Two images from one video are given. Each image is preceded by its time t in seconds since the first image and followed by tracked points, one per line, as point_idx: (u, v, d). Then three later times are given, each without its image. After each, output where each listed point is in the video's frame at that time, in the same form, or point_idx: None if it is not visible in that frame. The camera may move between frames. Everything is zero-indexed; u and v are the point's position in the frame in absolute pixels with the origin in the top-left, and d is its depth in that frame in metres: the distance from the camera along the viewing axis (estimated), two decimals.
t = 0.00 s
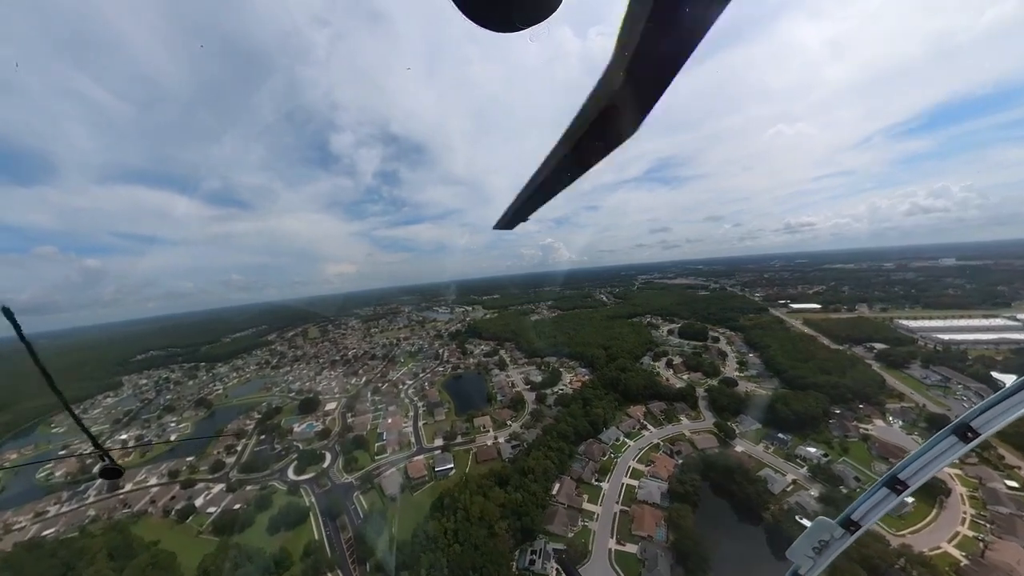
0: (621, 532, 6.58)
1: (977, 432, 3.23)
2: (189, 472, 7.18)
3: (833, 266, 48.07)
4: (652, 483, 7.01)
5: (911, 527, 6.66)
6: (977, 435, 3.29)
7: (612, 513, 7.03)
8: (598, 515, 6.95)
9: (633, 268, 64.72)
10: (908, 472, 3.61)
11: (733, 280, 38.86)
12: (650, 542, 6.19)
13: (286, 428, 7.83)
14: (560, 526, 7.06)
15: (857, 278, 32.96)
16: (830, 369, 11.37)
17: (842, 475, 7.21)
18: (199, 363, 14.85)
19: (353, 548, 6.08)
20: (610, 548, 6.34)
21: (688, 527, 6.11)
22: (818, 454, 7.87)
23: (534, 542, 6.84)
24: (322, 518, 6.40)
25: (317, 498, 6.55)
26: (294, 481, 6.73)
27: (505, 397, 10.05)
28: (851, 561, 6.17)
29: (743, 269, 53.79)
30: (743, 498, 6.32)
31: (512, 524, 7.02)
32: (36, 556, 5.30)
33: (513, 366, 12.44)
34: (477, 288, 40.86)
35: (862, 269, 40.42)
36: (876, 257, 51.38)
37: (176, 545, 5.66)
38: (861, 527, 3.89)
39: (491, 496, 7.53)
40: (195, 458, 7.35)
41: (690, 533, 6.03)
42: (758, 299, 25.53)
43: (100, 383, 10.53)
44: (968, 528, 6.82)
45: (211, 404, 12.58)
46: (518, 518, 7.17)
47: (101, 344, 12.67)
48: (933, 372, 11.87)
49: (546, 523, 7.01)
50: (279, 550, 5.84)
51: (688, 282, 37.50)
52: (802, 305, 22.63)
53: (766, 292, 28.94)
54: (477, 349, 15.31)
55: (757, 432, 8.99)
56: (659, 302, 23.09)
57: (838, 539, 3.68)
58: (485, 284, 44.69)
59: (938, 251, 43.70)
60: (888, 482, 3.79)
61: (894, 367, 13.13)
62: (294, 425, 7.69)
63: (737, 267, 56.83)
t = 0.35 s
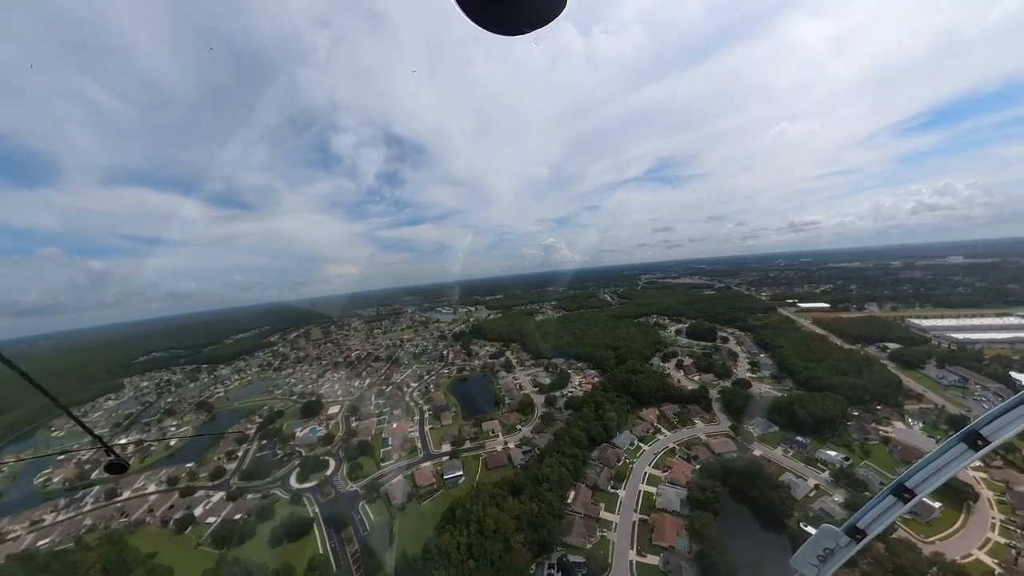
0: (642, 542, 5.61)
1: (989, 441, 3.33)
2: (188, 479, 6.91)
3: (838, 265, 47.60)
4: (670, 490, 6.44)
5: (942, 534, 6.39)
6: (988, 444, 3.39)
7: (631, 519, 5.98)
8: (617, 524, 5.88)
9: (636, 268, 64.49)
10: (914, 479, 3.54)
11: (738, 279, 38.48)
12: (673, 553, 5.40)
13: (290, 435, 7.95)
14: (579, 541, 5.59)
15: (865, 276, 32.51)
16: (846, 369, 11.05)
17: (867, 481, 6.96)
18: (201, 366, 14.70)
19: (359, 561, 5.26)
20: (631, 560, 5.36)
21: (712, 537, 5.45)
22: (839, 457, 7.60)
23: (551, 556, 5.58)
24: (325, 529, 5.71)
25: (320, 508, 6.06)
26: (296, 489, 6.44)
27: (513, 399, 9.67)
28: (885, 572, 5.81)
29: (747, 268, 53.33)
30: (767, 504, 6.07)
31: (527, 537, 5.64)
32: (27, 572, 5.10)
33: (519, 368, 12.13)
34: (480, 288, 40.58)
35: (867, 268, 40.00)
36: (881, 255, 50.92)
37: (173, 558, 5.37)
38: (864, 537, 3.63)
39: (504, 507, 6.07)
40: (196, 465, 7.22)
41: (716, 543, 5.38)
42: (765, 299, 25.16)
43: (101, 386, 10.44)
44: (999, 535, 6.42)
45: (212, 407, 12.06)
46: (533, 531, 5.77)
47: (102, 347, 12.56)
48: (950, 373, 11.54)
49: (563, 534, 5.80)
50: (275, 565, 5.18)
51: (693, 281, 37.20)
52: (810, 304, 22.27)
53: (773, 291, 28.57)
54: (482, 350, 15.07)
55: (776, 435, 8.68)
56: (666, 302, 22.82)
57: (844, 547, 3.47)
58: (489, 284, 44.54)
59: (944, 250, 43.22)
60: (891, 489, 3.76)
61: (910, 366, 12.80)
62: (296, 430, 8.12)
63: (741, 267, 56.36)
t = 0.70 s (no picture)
0: (665, 555, 5.22)
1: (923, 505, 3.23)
2: (188, 487, 6.70)
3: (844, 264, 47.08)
4: (691, 497, 6.16)
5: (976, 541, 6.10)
6: (1003, 456, 3.08)
7: (652, 530, 5.62)
8: (638, 534, 5.51)
9: (639, 268, 64.11)
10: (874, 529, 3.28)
11: (744, 278, 38.01)
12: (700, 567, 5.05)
13: (293, 441, 7.71)
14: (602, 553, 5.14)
15: (872, 275, 32.06)
16: (863, 369, 10.73)
17: (895, 486, 6.69)
18: (203, 368, 14.53)
19: None
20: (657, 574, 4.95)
21: (739, 549, 5.20)
22: (863, 461, 7.32)
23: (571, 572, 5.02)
24: (331, 542, 5.42)
25: (325, 520, 5.78)
26: (299, 499, 6.20)
27: (522, 402, 9.39)
28: None
29: (752, 267, 52.86)
30: (794, 511, 5.82)
31: (547, 552, 5.06)
32: None
33: (527, 370, 11.84)
34: (482, 289, 40.20)
35: (874, 266, 39.54)
36: (887, 254, 50.33)
37: (171, 571, 5.12)
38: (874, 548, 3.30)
39: (521, 520, 5.44)
40: (195, 472, 7.01)
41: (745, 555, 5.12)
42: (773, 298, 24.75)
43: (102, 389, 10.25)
44: None
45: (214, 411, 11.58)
46: (553, 544, 5.23)
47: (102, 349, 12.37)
48: (969, 374, 11.20)
49: (583, 546, 5.32)
50: None
51: (698, 280, 36.85)
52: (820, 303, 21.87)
53: (780, 290, 28.17)
54: (488, 351, 14.81)
55: (796, 438, 8.39)
56: (672, 302, 22.52)
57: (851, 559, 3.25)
58: (492, 284, 44.27)
59: (952, 248, 42.65)
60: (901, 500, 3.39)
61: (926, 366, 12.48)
62: (299, 436, 7.88)
63: (746, 266, 55.85)
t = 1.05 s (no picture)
0: (689, 567, 4.93)
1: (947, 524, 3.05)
2: (187, 496, 6.50)
3: (850, 261, 46.45)
4: (713, 505, 5.90)
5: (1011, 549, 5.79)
6: None
7: (672, 541, 5.34)
8: (659, 546, 5.24)
9: (643, 267, 63.64)
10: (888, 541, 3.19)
11: (750, 277, 37.61)
12: None
13: (295, 446, 7.49)
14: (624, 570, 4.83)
15: (880, 273, 31.65)
16: (879, 369, 10.41)
17: (923, 492, 6.39)
18: (204, 370, 14.36)
19: None
20: None
21: (766, 560, 5.02)
22: (887, 466, 7.03)
23: None
24: (335, 555, 5.16)
25: (328, 532, 5.53)
26: (301, 509, 5.96)
27: (531, 405, 9.16)
28: None
29: (756, 266, 52.42)
30: (817, 518, 5.62)
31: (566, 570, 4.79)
32: None
33: (535, 372, 11.58)
34: (484, 290, 39.67)
35: (881, 264, 38.99)
36: (893, 252, 49.75)
37: None
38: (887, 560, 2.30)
39: (537, 532, 5.14)
40: (195, 480, 6.80)
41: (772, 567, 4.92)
42: (780, 297, 24.37)
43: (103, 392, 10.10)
44: None
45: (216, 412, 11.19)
46: (571, 559, 4.98)
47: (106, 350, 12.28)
48: (989, 373, 10.84)
49: (603, 560, 5.04)
50: None
51: (704, 280, 36.40)
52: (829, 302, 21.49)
53: (786, 289, 27.79)
54: (494, 352, 14.58)
55: (816, 442, 8.10)
56: (679, 302, 22.19)
57: None
58: (495, 285, 43.96)
59: (958, 245, 42.18)
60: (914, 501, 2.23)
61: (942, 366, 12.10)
62: (302, 442, 7.65)
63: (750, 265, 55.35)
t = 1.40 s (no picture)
0: None
1: (981, 532, 2.31)
2: (185, 506, 6.27)
3: (856, 260, 45.94)
4: (737, 515, 5.62)
5: None
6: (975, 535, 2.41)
7: (697, 554, 5.07)
8: (683, 560, 4.96)
9: (646, 267, 63.19)
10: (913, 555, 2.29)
11: (756, 276, 37.12)
12: None
13: (296, 454, 7.24)
14: None
15: (888, 271, 31.12)
16: (895, 370, 10.02)
17: (953, 498, 6.12)
18: (205, 372, 14.15)
19: None
20: None
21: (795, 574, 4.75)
22: (913, 471, 6.76)
23: None
24: (340, 572, 4.90)
25: (332, 545, 5.28)
26: (304, 521, 5.70)
27: (540, 409, 8.89)
28: None
29: (761, 265, 51.91)
30: (846, 528, 5.49)
31: None
32: None
33: (542, 374, 11.31)
34: (487, 289, 39.39)
35: (888, 262, 38.53)
36: (899, 250, 49.20)
37: None
38: None
39: (555, 547, 4.87)
40: (193, 489, 6.57)
41: None
42: (788, 296, 23.95)
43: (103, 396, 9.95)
44: None
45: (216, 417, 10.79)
46: None
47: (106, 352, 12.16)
48: (1011, 373, 10.52)
49: None
50: None
51: (709, 279, 36.02)
52: (838, 301, 21.07)
53: (793, 288, 27.33)
54: (499, 354, 14.32)
55: (838, 447, 7.83)
56: (685, 301, 21.87)
57: None
58: (497, 285, 43.66)
59: (964, 243, 41.72)
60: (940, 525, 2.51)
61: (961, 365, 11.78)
62: (304, 449, 7.40)
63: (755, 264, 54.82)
